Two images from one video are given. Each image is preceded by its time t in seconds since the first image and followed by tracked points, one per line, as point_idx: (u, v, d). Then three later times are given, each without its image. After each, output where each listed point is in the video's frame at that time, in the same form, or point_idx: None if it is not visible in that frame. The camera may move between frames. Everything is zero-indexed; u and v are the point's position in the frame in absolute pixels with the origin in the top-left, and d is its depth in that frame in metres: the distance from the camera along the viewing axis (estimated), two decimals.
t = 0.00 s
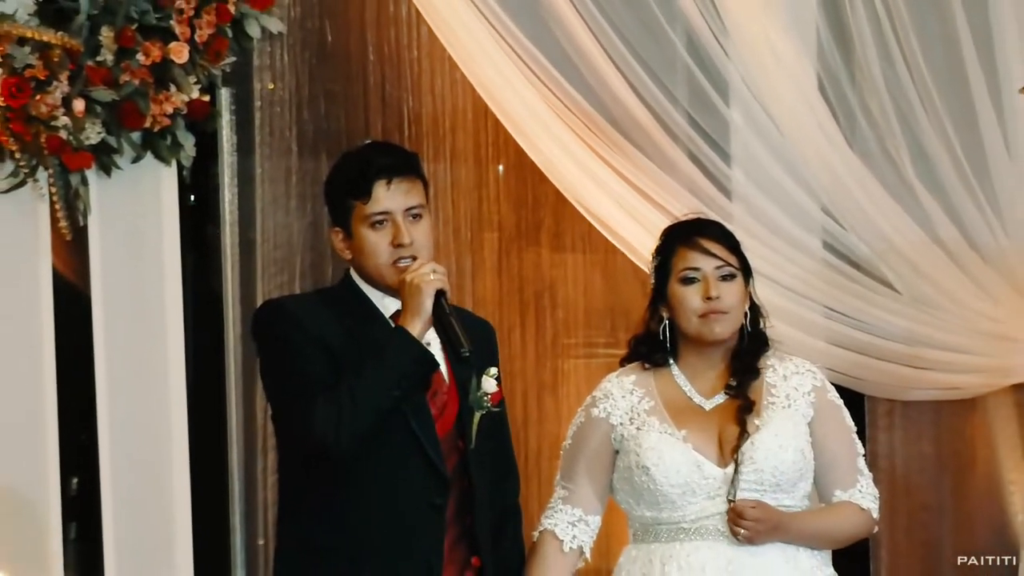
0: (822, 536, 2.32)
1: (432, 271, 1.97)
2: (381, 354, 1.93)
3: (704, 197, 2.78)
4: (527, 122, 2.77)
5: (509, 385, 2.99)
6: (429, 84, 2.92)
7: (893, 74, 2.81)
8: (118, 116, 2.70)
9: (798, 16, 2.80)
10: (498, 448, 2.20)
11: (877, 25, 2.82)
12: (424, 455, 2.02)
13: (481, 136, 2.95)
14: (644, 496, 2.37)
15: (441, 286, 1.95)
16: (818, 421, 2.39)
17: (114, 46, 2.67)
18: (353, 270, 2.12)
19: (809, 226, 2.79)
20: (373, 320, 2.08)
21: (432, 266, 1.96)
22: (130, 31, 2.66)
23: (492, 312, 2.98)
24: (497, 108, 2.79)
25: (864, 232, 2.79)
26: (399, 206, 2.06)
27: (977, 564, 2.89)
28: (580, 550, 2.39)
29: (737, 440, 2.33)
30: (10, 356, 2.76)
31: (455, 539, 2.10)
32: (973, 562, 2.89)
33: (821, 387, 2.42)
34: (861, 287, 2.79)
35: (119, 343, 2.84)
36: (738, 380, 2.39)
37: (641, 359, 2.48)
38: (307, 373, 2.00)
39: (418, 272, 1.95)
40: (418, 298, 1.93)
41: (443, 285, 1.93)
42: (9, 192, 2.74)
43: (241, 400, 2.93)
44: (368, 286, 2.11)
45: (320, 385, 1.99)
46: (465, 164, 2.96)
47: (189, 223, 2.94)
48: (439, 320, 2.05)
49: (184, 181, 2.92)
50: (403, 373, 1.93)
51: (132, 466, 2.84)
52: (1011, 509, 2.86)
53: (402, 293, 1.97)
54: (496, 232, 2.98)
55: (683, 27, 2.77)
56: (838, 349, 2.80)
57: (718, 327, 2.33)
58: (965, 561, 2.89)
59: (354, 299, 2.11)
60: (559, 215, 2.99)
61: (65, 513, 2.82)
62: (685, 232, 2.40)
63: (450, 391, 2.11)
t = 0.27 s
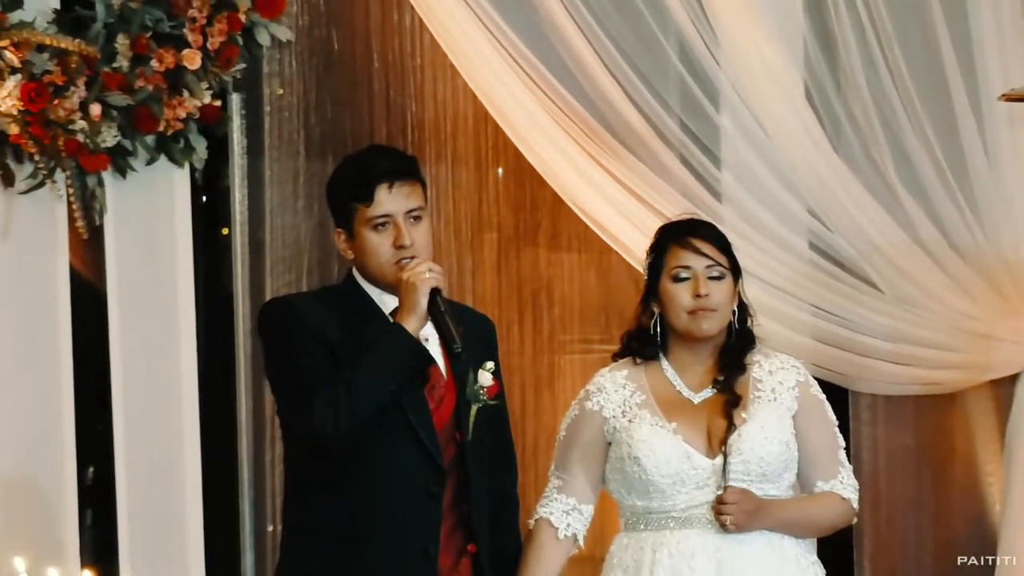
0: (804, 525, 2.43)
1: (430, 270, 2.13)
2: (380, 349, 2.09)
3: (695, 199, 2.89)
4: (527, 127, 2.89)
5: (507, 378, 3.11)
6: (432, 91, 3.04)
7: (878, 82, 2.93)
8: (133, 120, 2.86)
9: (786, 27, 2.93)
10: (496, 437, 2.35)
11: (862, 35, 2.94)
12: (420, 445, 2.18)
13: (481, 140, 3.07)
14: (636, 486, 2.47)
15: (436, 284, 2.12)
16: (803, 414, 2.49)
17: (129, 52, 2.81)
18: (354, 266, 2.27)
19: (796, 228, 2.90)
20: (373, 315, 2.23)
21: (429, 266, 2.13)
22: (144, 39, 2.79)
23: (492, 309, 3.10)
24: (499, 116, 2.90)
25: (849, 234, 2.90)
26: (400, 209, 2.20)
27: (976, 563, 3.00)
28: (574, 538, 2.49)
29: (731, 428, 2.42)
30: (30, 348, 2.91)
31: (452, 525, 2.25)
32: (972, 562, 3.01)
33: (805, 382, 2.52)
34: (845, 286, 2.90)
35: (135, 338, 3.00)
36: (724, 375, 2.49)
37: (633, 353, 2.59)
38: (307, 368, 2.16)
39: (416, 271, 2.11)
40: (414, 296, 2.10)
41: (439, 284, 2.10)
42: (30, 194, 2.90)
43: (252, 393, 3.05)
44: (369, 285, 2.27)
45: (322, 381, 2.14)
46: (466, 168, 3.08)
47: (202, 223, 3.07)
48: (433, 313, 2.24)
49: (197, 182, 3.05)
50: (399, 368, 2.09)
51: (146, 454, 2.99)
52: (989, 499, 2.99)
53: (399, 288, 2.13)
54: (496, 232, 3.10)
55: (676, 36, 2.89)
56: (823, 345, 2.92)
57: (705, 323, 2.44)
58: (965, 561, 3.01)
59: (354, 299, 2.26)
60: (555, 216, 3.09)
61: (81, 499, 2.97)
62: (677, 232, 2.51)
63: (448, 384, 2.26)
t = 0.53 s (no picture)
0: (791, 518, 2.54)
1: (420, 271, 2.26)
2: (378, 351, 2.22)
3: (688, 206, 3.00)
4: (527, 135, 2.99)
5: (508, 376, 3.23)
6: (436, 100, 3.16)
7: (864, 94, 3.04)
8: (150, 127, 2.99)
9: (776, 39, 3.04)
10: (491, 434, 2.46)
11: (849, 48, 3.06)
12: (415, 440, 2.32)
13: (483, 147, 3.20)
14: (629, 480, 2.58)
15: (427, 285, 2.23)
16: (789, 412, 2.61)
17: (146, 63, 2.94)
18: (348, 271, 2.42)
19: (785, 232, 3.02)
20: (368, 317, 2.37)
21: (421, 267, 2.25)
22: (161, 50, 2.93)
23: (492, 309, 3.22)
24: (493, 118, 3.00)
25: (836, 239, 3.02)
26: (388, 211, 2.35)
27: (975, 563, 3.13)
28: (566, 530, 2.60)
29: (720, 425, 2.54)
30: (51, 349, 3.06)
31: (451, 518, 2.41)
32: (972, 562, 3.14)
33: (792, 381, 2.64)
34: (833, 289, 3.02)
35: (150, 338, 3.12)
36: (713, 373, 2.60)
37: (627, 353, 2.69)
38: (307, 369, 2.30)
39: (407, 271, 2.23)
40: (407, 296, 2.22)
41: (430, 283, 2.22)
42: (50, 199, 3.04)
43: (263, 391, 3.18)
44: (358, 286, 2.41)
45: (321, 381, 2.29)
46: (468, 174, 3.20)
47: (213, 226, 3.19)
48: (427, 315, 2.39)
49: (210, 187, 3.18)
50: (399, 369, 2.23)
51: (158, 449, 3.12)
52: (970, 494, 3.13)
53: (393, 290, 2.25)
54: (498, 236, 3.22)
55: (670, 47, 3.00)
56: (811, 345, 3.04)
57: (694, 325, 2.55)
58: (964, 561, 3.14)
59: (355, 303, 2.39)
60: (555, 221, 3.22)
61: (97, 493, 3.09)
62: (667, 237, 2.61)
63: (440, 381, 2.39)
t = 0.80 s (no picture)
0: (776, 508, 2.63)
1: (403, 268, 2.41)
2: (370, 348, 2.38)
3: (682, 208, 3.12)
4: (526, 139, 3.11)
5: (508, 372, 3.35)
6: (440, 108, 3.30)
7: (850, 101, 3.18)
8: (165, 133, 3.12)
9: (765, 49, 3.17)
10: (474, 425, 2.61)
11: (835, 58, 3.19)
12: (406, 434, 2.47)
13: (485, 152, 3.33)
14: (619, 471, 2.67)
15: (411, 281, 2.39)
16: (774, 406, 2.69)
17: (162, 71, 3.08)
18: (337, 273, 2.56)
19: (774, 233, 3.15)
20: (355, 316, 2.50)
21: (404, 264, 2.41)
22: (176, 58, 3.07)
23: (493, 308, 3.34)
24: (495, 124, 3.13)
25: (823, 240, 3.15)
26: (366, 214, 2.48)
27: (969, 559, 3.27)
28: (555, 517, 2.71)
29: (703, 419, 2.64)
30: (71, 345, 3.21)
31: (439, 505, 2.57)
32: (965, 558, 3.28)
33: (776, 375, 2.73)
34: (821, 288, 3.15)
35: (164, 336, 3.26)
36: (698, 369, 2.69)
37: (618, 349, 2.79)
38: (301, 366, 2.45)
39: (391, 270, 2.39)
40: (392, 294, 2.38)
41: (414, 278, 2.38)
42: (69, 201, 3.18)
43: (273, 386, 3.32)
44: (347, 286, 2.56)
45: (315, 378, 2.43)
46: (471, 179, 3.33)
47: (226, 227, 3.31)
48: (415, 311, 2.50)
49: (223, 190, 3.30)
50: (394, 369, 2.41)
51: (173, 442, 3.25)
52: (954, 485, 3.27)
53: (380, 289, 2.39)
54: (499, 237, 3.34)
55: (664, 56, 3.13)
56: (799, 342, 3.16)
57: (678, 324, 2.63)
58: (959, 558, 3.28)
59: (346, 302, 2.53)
60: (554, 225, 3.35)
61: (115, 484, 3.23)
62: (654, 239, 2.69)
63: (427, 374, 2.54)
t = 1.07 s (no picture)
0: (751, 492, 2.67)
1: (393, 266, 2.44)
2: (358, 344, 2.46)
3: (674, 207, 3.26)
4: (525, 140, 3.25)
5: (508, 365, 3.49)
6: (443, 112, 3.44)
7: (835, 105, 3.31)
8: (179, 135, 3.28)
9: (753, 56, 3.31)
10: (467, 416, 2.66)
11: (821, 63, 3.33)
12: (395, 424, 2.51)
13: (486, 154, 3.47)
14: (604, 461, 2.74)
15: (399, 280, 2.43)
16: (752, 397, 2.73)
17: (175, 76, 3.23)
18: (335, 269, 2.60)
19: (761, 231, 3.29)
20: (345, 309, 2.55)
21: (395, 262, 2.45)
22: (189, 64, 3.21)
23: (494, 303, 3.48)
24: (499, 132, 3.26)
25: (809, 238, 3.29)
26: (364, 212, 2.51)
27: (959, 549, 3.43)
28: (544, 506, 2.76)
29: (681, 411, 2.69)
30: (88, 339, 3.35)
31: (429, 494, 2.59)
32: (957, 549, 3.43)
33: (755, 367, 2.76)
34: (807, 284, 3.29)
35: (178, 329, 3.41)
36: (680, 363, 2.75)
37: (605, 344, 2.85)
38: (295, 359, 2.52)
39: (380, 267, 2.42)
40: (381, 291, 2.41)
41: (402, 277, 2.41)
42: (86, 201, 3.34)
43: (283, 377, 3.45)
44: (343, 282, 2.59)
45: (310, 371, 2.50)
46: (472, 179, 3.46)
47: (239, 226, 3.45)
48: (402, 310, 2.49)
49: (235, 189, 3.45)
50: (379, 360, 2.47)
51: (187, 431, 3.40)
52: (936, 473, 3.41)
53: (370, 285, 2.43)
54: (499, 235, 3.48)
55: (656, 62, 3.26)
56: (786, 335, 3.30)
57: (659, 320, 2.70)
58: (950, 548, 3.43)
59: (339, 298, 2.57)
60: (552, 224, 3.49)
61: (131, 471, 3.37)
62: (636, 238, 2.76)
63: (419, 367, 2.57)
